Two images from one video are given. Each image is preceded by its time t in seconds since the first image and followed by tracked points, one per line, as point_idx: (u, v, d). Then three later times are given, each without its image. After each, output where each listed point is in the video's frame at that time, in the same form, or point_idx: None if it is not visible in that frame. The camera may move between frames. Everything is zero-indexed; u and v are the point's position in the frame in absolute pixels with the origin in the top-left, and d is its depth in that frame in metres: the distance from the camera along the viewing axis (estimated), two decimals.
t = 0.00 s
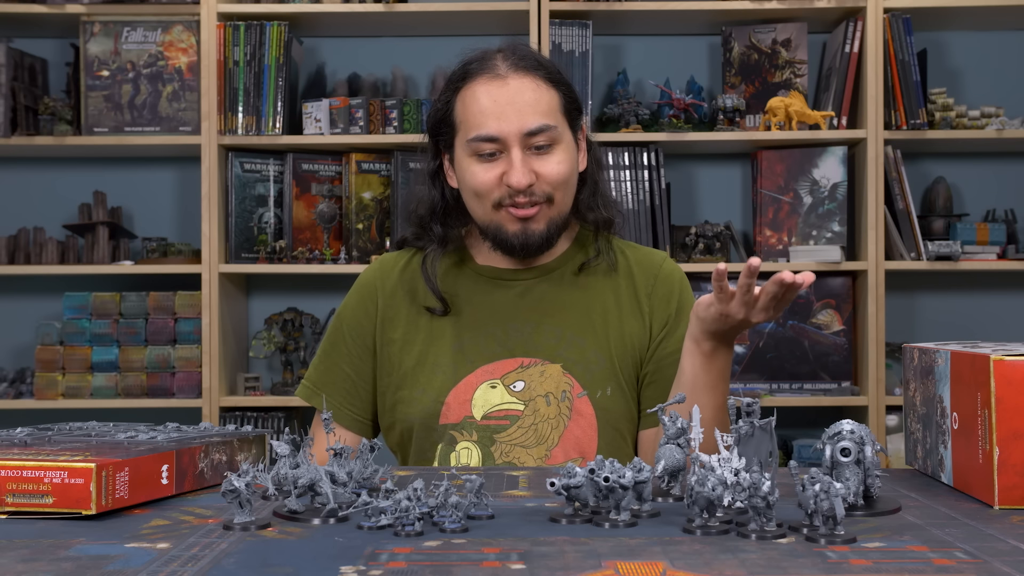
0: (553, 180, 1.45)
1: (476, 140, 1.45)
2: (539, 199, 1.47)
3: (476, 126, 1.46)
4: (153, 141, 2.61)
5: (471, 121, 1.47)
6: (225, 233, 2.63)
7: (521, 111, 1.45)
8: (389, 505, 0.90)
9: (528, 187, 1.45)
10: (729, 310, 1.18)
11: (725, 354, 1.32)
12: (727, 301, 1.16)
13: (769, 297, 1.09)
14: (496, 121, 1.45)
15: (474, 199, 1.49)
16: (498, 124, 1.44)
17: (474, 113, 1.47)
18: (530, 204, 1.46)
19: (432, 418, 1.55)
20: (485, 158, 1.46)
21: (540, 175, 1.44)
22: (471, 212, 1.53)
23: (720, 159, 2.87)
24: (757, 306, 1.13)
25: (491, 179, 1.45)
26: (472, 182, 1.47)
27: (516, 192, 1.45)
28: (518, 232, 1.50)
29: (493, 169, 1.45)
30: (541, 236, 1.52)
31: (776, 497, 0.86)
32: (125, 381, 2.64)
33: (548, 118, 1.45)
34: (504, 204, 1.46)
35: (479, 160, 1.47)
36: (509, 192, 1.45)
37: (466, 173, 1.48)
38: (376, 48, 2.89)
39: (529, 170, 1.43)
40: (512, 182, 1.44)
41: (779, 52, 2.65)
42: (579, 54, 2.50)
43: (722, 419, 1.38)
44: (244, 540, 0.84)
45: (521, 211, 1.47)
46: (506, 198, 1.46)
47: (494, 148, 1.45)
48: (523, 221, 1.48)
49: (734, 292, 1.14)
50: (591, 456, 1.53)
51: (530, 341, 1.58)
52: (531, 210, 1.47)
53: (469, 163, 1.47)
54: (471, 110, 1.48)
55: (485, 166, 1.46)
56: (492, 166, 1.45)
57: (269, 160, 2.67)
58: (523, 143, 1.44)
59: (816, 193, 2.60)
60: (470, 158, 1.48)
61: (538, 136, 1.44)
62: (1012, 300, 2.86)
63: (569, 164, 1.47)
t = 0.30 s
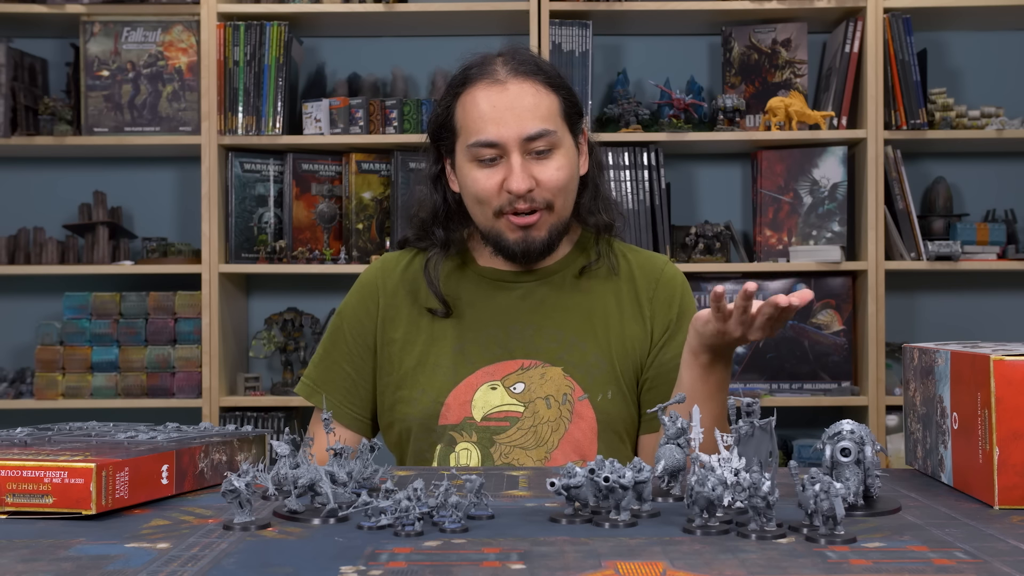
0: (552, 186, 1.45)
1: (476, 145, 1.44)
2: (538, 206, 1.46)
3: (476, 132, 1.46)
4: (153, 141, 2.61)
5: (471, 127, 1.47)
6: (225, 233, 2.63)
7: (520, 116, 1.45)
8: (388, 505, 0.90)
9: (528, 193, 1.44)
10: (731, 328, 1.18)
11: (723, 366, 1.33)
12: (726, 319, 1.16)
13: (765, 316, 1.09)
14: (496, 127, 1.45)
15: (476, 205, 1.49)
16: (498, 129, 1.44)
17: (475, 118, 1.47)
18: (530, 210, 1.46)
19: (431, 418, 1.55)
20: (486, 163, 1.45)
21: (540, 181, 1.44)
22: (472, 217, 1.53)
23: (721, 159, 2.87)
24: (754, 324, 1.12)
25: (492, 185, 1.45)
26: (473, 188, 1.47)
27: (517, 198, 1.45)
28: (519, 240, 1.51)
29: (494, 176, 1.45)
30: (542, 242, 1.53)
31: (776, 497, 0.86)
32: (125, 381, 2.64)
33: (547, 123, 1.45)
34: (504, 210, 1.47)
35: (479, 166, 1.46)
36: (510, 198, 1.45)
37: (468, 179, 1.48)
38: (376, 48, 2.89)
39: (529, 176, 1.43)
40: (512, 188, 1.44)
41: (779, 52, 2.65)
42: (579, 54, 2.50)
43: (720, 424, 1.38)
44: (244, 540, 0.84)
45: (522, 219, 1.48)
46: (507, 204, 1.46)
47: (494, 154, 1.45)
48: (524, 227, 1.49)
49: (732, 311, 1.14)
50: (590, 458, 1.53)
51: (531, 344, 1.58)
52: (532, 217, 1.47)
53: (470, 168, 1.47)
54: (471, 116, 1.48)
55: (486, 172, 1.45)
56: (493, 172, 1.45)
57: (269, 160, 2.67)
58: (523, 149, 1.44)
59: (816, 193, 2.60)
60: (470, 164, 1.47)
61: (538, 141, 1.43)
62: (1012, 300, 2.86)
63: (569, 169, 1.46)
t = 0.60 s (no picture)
0: (556, 184, 1.45)
1: (479, 145, 1.44)
2: (543, 205, 1.46)
3: (479, 132, 1.46)
4: (153, 141, 2.61)
5: (474, 127, 1.47)
6: (225, 233, 2.63)
7: (523, 115, 1.44)
8: (388, 505, 0.90)
9: (532, 193, 1.44)
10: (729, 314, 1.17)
11: (723, 358, 1.33)
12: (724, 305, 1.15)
13: (764, 301, 1.09)
14: (498, 126, 1.44)
15: (480, 205, 1.49)
16: (500, 129, 1.44)
17: (477, 118, 1.47)
18: (534, 209, 1.46)
19: (433, 419, 1.55)
20: (489, 163, 1.45)
21: (543, 179, 1.44)
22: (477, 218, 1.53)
23: (721, 159, 2.87)
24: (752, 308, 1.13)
25: (495, 185, 1.45)
26: (477, 188, 1.47)
27: (520, 198, 1.45)
28: (524, 236, 1.50)
29: (497, 176, 1.45)
30: (546, 240, 1.52)
31: (776, 497, 0.86)
32: (125, 381, 2.64)
33: (550, 122, 1.45)
34: (508, 210, 1.47)
35: (482, 166, 1.46)
36: (514, 198, 1.45)
37: (471, 179, 1.48)
38: (376, 48, 2.89)
39: (532, 175, 1.43)
40: (515, 187, 1.44)
41: (779, 52, 2.65)
42: (579, 54, 2.50)
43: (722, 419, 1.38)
44: (244, 540, 0.84)
45: (526, 217, 1.47)
46: (511, 203, 1.46)
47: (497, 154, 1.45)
48: (528, 226, 1.49)
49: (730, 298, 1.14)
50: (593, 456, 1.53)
51: (533, 344, 1.58)
52: (535, 216, 1.47)
53: (473, 168, 1.47)
54: (473, 116, 1.48)
55: (489, 172, 1.46)
56: (496, 172, 1.45)
57: (269, 160, 2.67)
58: (526, 148, 1.44)
59: (816, 193, 2.60)
60: (474, 164, 1.47)
61: (541, 140, 1.43)
62: (1012, 300, 2.86)
63: (572, 167, 1.46)
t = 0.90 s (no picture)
0: (558, 179, 1.45)
1: (481, 141, 1.45)
2: (545, 199, 1.47)
3: (481, 127, 1.46)
4: (153, 141, 2.61)
5: (476, 122, 1.47)
6: (225, 233, 2.63)
7: (525, 110, 1.44)
8: (388, 505, 0.90)
9: (535, 187, 1.44)
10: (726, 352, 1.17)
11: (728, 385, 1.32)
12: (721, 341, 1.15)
13: (763, 337, 1.09)
14: (501, 121, 1.44)
15: (481, 201, 1.50)
16: (503, 124, 1.44)
17: (479, 113, 1.47)
18: (536, 204, 1.46)
19: (432, 420, 1.55)
20: (491, 158, 1.46)
21: (546, 174, 1.44)
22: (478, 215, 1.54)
23: (721, 159, 2.87)
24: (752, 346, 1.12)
25: (498, 180, 1.45)
26: (479, 184, 1.48)
27: (523, 192, 1.45)
28: (525, 235, 1.50)
29: (499, 170, 1.45)
30: (549, 238, 1.52)
31: (776, 497, 0.86)
32: (125, 381, 2.64)
33: (552, 117, 1.45)
34: (510, 205, 1.47)
35: (485, 161, 1.46)
36: (516, 193, 1.46)
37: (473, 175, 1.48)
38: (377, 48, 2.89)
39: (536, 170, 1.43)
40: (517, 181, 1.44)
41: (779, 52, 2.65)
42: (579, 54, 2.50)
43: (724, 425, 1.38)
44: (244, 540, 0.84)
45: (528, 213, 1.47)
46: (513, 199, 1.46)
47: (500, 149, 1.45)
48: (530, 223, 1.49)
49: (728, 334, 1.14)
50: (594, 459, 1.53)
51: (535, 346, 1.58)
52: (537, 211, 1.47)
53: (475, 164, 1.47)
54: (475, 111, 1.48)
55: (491, 167, 1.46)
56: (498, 167, 1.45)
57: (269, 160, 2.67)
58: (529, 143, 1.44)
59: (816, 193, 2.60)
60: (477, 159, 1.47)
61: (544, 134, 1.43)
62: (1012, 300, 2.86)
63: (574, 162, 1.47)
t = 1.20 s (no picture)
0: (563, 179, 1.44)
1: (486, 139, 1.45)
2: (549, 198, 1.47)
3: (486, 125, 1.46)
4: (153, 141, 2.61)
5: (482, 120, 1.47)
6: (225, 233, 2.63)
7: (531, 109, 1.44)
8: (388, 505, 0.90)
9: (540, 186, 1.44)
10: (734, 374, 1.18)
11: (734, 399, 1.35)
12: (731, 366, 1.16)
13: (773, 360, 1.10)
14: (507, 120, 1.44)
15: (485, 200, 1.50)
16: (509, 123, 1.44)
17: (485, 112, 1.47)
18: (541, 203, 1.47)
19: (435, 421, 1.55)
20: (496, 157, 1.46)
21: (551, 173, 1.44)
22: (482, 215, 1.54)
23: (720, 159, 2.87)
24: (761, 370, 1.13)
25: (503, 179, 1.45)
26: (483, 183, 1.48)
27: (527, 191, 1.45)
28: (530, 235, 1.50)
29: (504, 169, 1.45)
30: (553, 238, 1.52)
31: (776, 497, 0.86)
32: (125, 381, 2.64)
33: (558, 116, 1.45)
34: (515, 204, 1.47)
35: (490, 159, 1.46)
36: (520, 192, 1.46)
37: (477, 174, 1.48)
38: (377, 48, 2.89)
39: (541, 169, 1.43)
40: (521, 180, 1.44)
41: (779, 52, 2.65)
42: (579, 54, 2.50)
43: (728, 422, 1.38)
44: (244, 540, 0.84)
45: (533, 213, 1.47)
46: (518, 198, 1.46)
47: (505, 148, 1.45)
48: (534, 222, 1.48)
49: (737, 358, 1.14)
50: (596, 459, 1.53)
51: (538, 346, 1.58)
52: (542, 210, 1.47)
53: (480, 162, 1.47)
54: (480, 109, 1.48)
55: (495, 166, 1.46)
56: (502, 166, 1.45)
57: (269, 160, 2.67)
58: (534, 142, 1.44)
59: (816, 193, 2.60)
60: (481, 157, 1.47)
61: (549, 134, 1.43)
62: (1012, 300, 2.86)
63: (579, 162, 1.47)
